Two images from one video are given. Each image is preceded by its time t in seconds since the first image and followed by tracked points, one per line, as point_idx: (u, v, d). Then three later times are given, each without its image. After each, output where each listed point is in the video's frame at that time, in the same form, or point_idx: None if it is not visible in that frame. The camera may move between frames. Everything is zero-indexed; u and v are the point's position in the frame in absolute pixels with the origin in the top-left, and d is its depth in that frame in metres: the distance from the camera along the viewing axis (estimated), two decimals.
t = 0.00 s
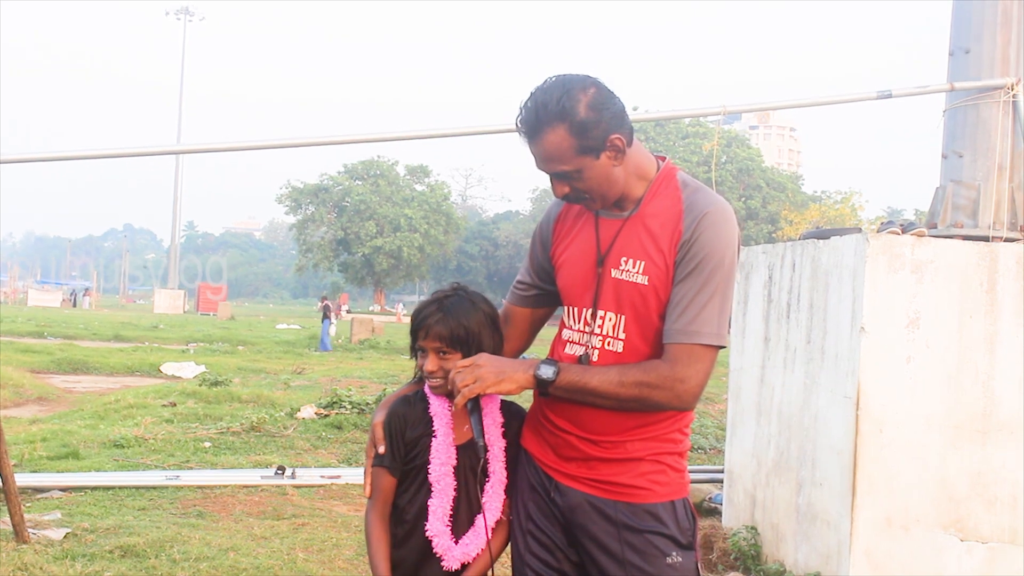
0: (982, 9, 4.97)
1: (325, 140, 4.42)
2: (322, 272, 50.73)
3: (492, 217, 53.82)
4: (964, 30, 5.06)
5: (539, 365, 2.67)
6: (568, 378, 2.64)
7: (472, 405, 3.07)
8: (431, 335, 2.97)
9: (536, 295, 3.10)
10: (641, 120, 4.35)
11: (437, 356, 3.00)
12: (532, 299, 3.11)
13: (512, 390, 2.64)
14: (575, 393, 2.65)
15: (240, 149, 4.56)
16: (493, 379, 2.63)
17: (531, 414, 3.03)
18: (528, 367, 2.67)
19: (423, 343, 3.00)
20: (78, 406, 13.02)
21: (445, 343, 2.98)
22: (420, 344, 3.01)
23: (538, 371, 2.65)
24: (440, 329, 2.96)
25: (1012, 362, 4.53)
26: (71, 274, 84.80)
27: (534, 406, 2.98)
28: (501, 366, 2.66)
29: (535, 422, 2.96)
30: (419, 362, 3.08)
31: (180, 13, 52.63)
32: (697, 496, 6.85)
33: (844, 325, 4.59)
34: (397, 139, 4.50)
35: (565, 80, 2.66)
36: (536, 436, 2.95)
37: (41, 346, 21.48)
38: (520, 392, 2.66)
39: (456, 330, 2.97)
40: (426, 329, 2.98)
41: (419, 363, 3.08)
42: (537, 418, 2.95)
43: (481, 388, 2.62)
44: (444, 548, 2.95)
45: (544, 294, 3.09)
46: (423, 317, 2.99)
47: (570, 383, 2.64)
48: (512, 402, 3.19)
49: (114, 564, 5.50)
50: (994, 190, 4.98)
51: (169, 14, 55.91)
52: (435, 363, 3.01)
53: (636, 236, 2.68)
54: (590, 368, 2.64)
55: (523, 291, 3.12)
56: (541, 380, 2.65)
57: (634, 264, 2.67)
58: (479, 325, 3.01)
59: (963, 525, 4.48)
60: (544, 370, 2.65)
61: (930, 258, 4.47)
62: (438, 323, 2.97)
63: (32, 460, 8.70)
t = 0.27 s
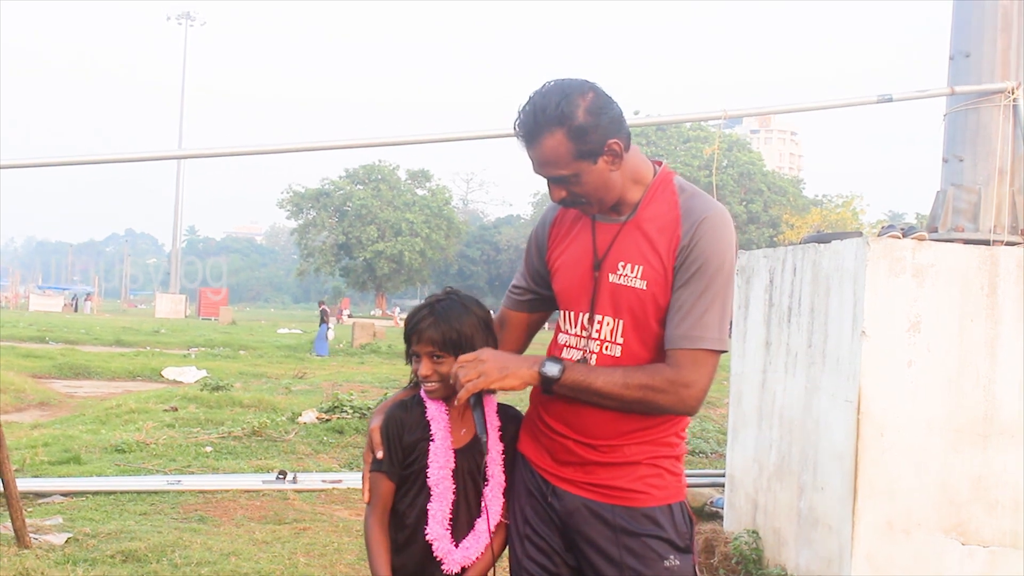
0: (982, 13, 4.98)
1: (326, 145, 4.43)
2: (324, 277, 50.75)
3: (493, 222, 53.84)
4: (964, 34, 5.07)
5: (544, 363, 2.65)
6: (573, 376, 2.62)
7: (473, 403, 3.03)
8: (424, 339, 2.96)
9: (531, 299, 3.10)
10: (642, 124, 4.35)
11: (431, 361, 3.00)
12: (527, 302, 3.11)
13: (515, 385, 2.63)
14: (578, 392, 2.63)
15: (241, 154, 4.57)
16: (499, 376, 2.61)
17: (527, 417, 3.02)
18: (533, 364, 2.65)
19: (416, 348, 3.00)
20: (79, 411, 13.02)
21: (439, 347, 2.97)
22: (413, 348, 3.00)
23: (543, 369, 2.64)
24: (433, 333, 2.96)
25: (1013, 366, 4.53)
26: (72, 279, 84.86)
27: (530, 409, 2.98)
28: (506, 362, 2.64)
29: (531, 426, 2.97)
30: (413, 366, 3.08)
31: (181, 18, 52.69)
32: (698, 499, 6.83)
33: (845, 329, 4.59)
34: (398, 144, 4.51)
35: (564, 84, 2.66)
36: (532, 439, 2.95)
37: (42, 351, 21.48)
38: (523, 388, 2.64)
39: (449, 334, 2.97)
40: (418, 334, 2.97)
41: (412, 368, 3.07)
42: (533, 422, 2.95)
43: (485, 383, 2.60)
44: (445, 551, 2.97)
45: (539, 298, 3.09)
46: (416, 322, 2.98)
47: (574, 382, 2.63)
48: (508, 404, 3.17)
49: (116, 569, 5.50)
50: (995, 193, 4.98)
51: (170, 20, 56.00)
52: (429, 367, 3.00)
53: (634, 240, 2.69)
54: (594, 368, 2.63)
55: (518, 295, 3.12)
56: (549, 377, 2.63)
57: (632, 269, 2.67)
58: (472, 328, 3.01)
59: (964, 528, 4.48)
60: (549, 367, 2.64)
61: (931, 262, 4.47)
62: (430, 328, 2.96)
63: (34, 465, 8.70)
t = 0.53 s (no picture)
0: (982, 17, 4.99)
1: (328, 151, 4.44)
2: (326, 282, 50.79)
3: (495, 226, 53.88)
4: (965, 38, 5.07)
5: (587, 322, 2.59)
6: (609, 346, 2.57)
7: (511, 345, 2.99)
8: (419, 346, 2.98)
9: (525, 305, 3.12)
10: (643, 129, 4.35)
11: (426, 366, 3.01)
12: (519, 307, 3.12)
13: (551, 335, 2.59)
14: (607, 363, 2.59)
15: (243, 159, 4.58)
16: (541, 323, 2.58)
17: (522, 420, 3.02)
18: (576, 320, 2.59)
19: (411, 354, 3.01)
20: (81, 417, 13.03)
21: (434, 353, 2.99)
22: (408, 355, 3.02)
23: (583, 329, 2.57)
24: (428, 339, 2.97)
25: (1015, 370, 4.52)
26: (75, 285, 84.96)
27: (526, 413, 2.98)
28: (549, 311, 2.59)
29: (525, 430, 2.97)
30: (408, 372, 3.09)
31: (184, 24, 52.80)
32: (700, 504, 6.79)
33: (846, 333, 4.59)
34: (400, 149, 4.52)
35: (556, 91, 2.68)
36: (527, 443, 2.96)
37: (45, 357, 21.50)
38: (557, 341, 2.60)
39: (444, 338, 2.99)
40: (413, 341, 2.99)
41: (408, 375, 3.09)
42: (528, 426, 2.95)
43: (523, 323, 2.58)
44: (444, 556, 3.00)
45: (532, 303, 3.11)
46: (410, 329, 3.00)
47: (609, 352, 2.57)
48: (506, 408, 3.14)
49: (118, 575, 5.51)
50: (996, 197, 4.98)
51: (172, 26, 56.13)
52: (424, 372, 3.02)
53: (626, 245, 2.69)
54: (630, 347, 2.59)
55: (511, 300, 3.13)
56: (583, 341, 2.57)
57: (627, 274, 2.67)
58: (465, 332, 3.02)
59: (966, 532, 4.48)
60: (588, 331, 2.57)
61: (932, 266, 4.47)
62: (424, 334, 2.98)
63: (36, 471, 8.71)
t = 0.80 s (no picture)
0: (980, 19, 4.99)
1: (326, 154, 4.45)
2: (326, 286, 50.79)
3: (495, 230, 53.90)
4: (963, 40, 5.07)
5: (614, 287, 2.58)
6: (625, 316, 2.56)
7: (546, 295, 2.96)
8: (412, 350, 2.97)
9: (517, 308, 3.10)
10: (642, 132, 4.36)
11: (420, 371, 3.00)
12: (512, 311, 3.11)
13: (576, 286, 2.59)
14: (620, 334, 2.59)
15: (241, 164, 4.59)
16: (571, 273, 2.59)
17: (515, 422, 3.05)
18: (603, 283, 2.58)
19: (405, 358, 3.00)
20: (81, 422, 13.02)
21: (427, 357, 2.98)
22: (402, 359, 3.01)
23: (606, 292, 2.56)
24: (422, 342, 2.97)
25: (1014, 371, 4.52)
26: (75, 290, 85.00)
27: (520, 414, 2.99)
28: (580, 264, 2.61)
29: (520, 433, 2.98)
30: (402, 376, 3.08)
31: (183, 28, 52.84)
32: (701, 507, 6.83)
33: (845, 335, 4.59)
34: (399, 153, 4.52)
35: (545, 96, 2.68)
36: (522, 447, 2.96)
37: (45, 362, 21.50)
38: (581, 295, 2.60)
39: (436, 342, 2.98)
40: (407, 345, 2.98)
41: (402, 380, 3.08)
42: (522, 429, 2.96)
43: (554, 264, 2.61)
44: (438, 558, 3.00)
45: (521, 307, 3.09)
46: (403, 333, 2.99)
47: (624, 321, 2.57)
48: (499, 412, 3.18)
49: None
50: (995, 199, 4.98)
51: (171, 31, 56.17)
52: (418, 377, 3.00)
53: (619, 247, 2.71)
54: (644, 325, 2.58)
55: (504, 303, 3.11)
56: (604, 307, 2.56)
57: (621, 276, 2.70)
58: (458, 334, 3.02)
59: (966, 534, 4.48)
60: (612, 298, 2.56)
61: (931, 268, 4.47)
62: (417, 338, 2.97)
63: (36, 476, 8.70)
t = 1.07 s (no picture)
0: (977, 21, 5.00)
1: (325, 157, 4.45)
2: (325, 289, 50.79)
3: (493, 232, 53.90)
4: (961, 42, 5.08)
5: (608, 286, 2.59)
6: (619, 315, 2.57)
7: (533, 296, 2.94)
8: (400, 355, 2.97)
9: (508, 311, 3.11)
10: (639, 134, 4.36)
11: (408, 375, 3.00)
12: (503, 314, 3.12)
13: (572, 284, 2.60)
14: (614, 333, 2.59)
15: (240, 166, 4.59)
16: (566, 271, 2.60)
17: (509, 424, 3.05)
18: (597, 281, 2.59)
19: (394, 363, 3.00)
20: (80, 425, 13.01)
21: (415, 362, 2.98)
22: (391, 364, 3.01)
23: (600, 290, 2.57)
24: (409, 348, 2.96)
25: (1012, 373, 4.53)
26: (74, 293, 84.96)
27: (514, 416, 2.99)
28: (576, 261, 2.61)
29: (515, 436, 2.98)
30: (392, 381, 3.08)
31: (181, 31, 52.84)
32: (699, 509, 6.84)
33: (844, 337, 4.59)
34: (396, 156, 4.52)
35: (538, 98, 2.68)
36: (517, 449, 2.96)
37: (44, 365, 21.47)
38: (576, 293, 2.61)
39: (425, 348, 2.98)
40: (395, 350, 2.98)
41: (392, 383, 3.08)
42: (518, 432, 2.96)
43: (549, 262, 2.61)
44: (429, 562, 2.99)
45: (513, 309, 3.10)
46: (391, 338, 2.98)
47: (618, 320, 2.57)
48: (492, 415, 3.17)
49: None
50: (993, 201, 5.00)
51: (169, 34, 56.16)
52: (406, 382, 3.00)
53: (612, 249, 2.71)
54: (638, 324, 2.59)
55: (495, 306, 3.12)
56: (598, 305, 2.57)
57: (615, 277, 2.70)
58: (447, 339, 3.02)
59: (965, 536, 4.48)
60: (606, 297, 2.56)
61: (929, 270, 4.47)
62: (406, 343, 2.97)
63: (35, 480, 8.69)
